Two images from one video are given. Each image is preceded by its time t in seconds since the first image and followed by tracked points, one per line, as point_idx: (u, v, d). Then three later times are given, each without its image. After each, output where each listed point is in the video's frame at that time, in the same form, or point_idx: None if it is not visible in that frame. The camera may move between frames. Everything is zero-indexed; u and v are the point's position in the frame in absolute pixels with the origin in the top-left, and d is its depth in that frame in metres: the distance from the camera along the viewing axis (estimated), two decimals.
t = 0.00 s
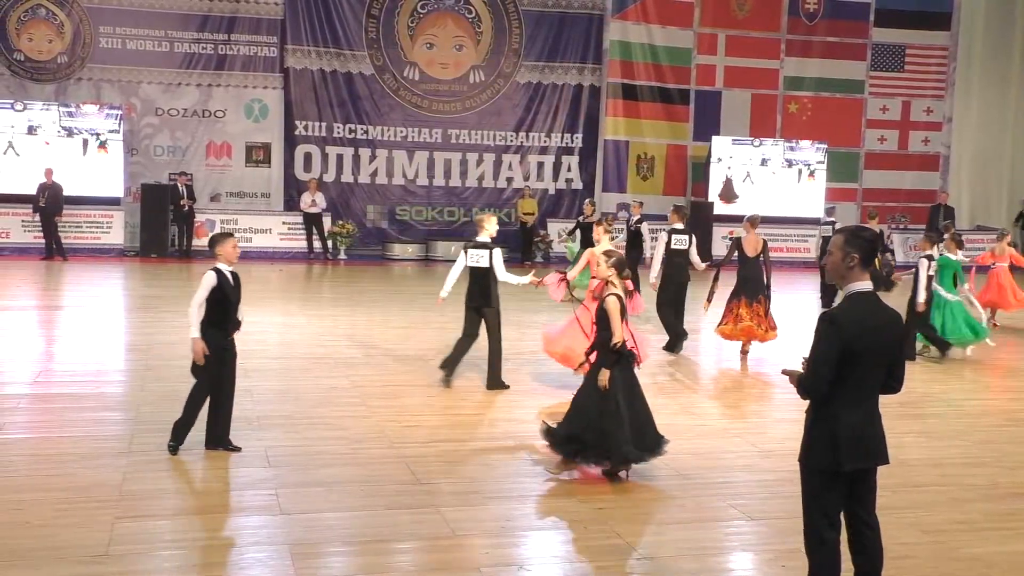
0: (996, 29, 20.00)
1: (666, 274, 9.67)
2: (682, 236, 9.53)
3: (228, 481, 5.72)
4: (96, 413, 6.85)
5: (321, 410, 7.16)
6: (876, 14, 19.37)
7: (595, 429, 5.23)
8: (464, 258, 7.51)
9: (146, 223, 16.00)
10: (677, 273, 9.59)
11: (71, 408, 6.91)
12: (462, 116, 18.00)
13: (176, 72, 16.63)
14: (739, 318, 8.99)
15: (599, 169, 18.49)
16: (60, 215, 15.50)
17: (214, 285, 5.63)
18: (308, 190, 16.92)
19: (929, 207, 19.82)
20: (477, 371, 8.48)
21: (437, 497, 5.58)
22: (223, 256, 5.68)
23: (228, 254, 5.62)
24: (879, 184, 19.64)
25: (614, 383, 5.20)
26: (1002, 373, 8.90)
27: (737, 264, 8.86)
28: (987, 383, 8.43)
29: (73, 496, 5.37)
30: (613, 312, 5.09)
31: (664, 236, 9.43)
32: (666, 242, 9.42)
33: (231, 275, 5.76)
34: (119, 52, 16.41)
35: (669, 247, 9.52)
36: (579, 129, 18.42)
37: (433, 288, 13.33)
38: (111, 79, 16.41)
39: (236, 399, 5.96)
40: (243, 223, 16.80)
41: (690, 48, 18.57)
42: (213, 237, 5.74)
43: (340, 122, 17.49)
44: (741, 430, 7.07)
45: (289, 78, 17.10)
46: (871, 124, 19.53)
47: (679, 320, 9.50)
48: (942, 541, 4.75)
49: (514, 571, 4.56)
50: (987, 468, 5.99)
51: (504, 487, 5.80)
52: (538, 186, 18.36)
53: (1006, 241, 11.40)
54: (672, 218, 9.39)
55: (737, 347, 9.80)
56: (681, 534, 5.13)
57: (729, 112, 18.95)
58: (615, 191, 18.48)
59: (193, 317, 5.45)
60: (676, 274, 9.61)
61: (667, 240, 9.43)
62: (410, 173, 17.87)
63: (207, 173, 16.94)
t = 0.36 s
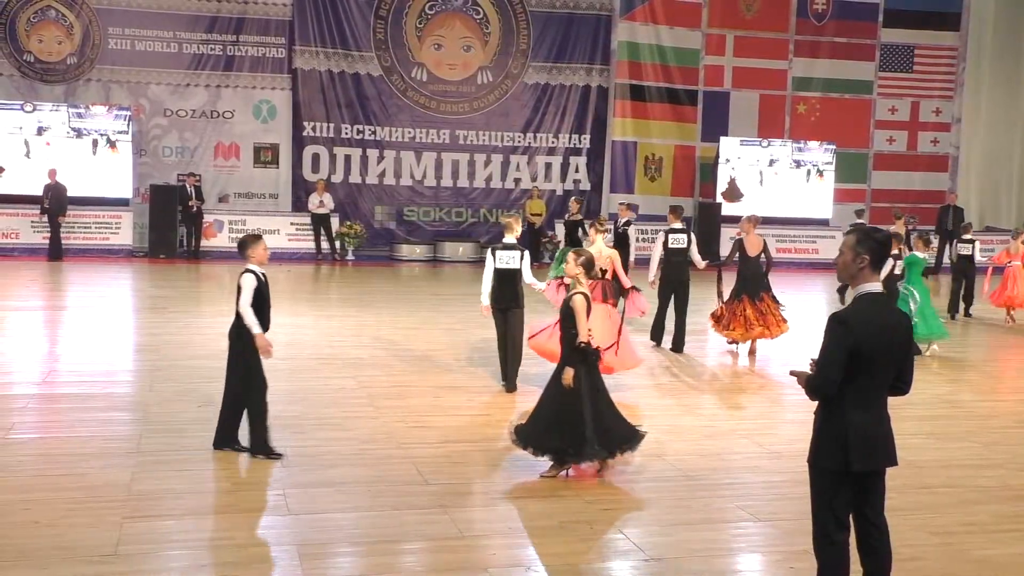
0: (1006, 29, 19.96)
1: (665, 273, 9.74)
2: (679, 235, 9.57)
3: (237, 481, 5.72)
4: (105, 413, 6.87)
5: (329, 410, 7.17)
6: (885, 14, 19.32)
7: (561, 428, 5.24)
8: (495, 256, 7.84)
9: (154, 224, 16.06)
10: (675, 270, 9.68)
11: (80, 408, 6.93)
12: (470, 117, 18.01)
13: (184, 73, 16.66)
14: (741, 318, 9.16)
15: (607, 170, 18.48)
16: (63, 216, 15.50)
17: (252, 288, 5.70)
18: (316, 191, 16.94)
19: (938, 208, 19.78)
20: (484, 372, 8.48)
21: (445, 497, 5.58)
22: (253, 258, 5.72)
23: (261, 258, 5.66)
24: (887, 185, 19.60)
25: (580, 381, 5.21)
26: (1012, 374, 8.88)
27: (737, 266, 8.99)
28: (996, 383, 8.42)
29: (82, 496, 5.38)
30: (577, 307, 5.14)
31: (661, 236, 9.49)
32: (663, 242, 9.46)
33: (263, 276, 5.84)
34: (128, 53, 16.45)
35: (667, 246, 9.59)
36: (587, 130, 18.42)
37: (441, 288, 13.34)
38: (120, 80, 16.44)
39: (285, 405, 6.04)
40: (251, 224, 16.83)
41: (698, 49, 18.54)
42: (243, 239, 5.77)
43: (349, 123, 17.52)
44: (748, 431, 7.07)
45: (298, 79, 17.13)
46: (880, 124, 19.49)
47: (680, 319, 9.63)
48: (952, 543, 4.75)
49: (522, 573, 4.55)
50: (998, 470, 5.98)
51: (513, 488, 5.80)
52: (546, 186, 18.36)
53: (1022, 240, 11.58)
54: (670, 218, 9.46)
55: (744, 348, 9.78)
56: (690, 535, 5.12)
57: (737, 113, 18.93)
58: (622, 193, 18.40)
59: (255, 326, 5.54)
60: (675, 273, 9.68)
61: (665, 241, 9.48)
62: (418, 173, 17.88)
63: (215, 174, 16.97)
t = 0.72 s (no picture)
0: (1017, 29, 19.86)
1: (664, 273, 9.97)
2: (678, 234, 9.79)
3: (245, 482, 5.74)
4: (115, 413, 6.89)
5: (338, 411, 7.18)
6: (895, 14, 19.25)
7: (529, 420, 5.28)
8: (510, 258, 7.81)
9: (164, 224, 16.09)
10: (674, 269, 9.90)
11: (90, 408, 6.96)
12: (479, 117, 18.01)
13: (194, 74, 16.71)
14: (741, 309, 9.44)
15: (616, 171, 18.46)
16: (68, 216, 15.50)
17: (296, 290, 5.75)
18: (325, 191, 16.96)
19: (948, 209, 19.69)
20: (492, 372, 8.48)
21: (452, 498, 5.59)
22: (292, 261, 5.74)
23: (300, 260, 5.66)
24: (899, 186, 19.50)
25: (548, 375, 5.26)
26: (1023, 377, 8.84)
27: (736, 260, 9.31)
28: (1006, 385, 8.38)
29: (91, 496, 5.40)
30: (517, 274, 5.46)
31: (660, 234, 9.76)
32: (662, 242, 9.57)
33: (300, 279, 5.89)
34: (138, 54, 16.50)
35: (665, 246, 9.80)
36: (595, 131, 18.40)
37: (449, 289, 13.34)
38: (130, 81, 16.49)
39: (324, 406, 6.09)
40: (261, 224, 16.87)
41: (707, 49, 18.52)
42: (279, 243, 5.77)
43: (358, 123, 17.54)
44: (756, 433, 7.05)
45: (307, 80, 17.15)
46: (890, 125, 19.43)
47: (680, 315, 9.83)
48: (961, 545, 4.73)
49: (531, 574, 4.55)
50: (1008, 472, 5.95)
51: (522, 489, 5.80)
52: (555, 187, 18.35)
53: None
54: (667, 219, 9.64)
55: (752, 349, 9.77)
56: (699, 537, 5.11)
57: (747, 113, 18.88)
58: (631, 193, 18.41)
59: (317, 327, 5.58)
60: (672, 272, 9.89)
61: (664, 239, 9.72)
62: (427, 174, 17.90)
63: (224, 175, 17.02)
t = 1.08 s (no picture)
0: None
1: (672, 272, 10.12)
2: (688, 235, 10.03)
3: (261, 481, 5.76)
4: (132, 412, 6.92)
5: (353, 411, 7.20)
6: (912, 14, 19.15)
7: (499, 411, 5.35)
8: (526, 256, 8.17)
9: (180, 225, 16.18)
10: (682, 268, 10.07)
11: (107, 407, 6.99)
12: (493, 118, 18.03)
13: (210, 75, 16.78)
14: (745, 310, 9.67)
15: (631, 172, 18.44)
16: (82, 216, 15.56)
17: (339, 290, 5.85)
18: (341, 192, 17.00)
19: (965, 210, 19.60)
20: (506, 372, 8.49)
21: (466, 498, 5.59)
22: (333, 261, 5.91)
23: (340, 259, 5.89)
24: (915, 187, 19.43)
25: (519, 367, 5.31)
26: None
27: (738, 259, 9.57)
28: None
29: (108, 495, 5.43)
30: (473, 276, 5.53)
31: (670, 233, 9.97)
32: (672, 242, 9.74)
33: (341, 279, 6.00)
34: (154, 55, 16.57)
35: (675, 246, 9.97)
36: (610, 132, 18.38)
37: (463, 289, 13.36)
38: (146, 82, 16.57)
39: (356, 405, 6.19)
40: (276, 224, 16.94)
41: (723, 50, 18.48)
42: (321, 245, 5.87)
43: (373, 124, 17.57)
44: (771, 434, 7.03)
45: (322, 80, 17.19)
46: (907, 125, 19.34)
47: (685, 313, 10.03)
48: (980, 548, 4.70)
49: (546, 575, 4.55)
50: None
51: (537, 489, 5.80)
52: (570, 187, 18.35)
53: None
54: (678, 219, 9.83)
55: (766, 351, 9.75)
56: (714, 539, 5.09)
57: (763, 114, 18.82)
58: (646, 194, 18.40)
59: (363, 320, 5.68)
60: (681, 271, 10.11)
61: (674, 239, 9.91)
62: (441, 174, 17.92)
63: (240, 176, 17.09)
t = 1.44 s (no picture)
0: None
1: (688, 271, 10.20)
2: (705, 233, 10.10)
3: (283, 481, 5.78)
4: (154, 412, 6.96)
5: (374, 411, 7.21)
6: (937, 14, 19.01)
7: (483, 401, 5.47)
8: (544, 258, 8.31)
9: (203, 226, 16.31)
10: (697, 267, 10.15)
11: (129, 406, 7.03)
12: (515, 119, 18.04)
13: (233, 76, 16.88)
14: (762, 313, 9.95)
15: (652, 173, 18.42)
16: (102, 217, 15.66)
17: (387, 288, 5.94)
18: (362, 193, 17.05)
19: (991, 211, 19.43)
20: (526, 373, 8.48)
21: (488, 499, 5.60)
22: (379, 261, 6.00)
23: (386, 259, 5.99)
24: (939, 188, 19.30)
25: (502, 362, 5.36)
26: None
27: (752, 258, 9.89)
28: None
29: (131, 494, 5.46)
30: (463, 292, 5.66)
31: (689, 232, 10.03)
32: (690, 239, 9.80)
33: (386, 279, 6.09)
34: (178, 57, 16.68)
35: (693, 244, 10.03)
36: (632, 132, 18.36)
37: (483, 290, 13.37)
38: (170, 83, 16.68)
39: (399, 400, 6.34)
40: (298, 225, 17.03)
41: (745, 50, 18.41)
42: (366, 246, 5.96)
43: (394, 125, 17.62)
44: (794, 436, 7.00)
45: (344, 82, 17.26)
46: (931, 126, 19.20)
47: (700, 312, 10.17)
48: (1005, 552, 4.66)
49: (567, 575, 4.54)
50: None
51: (558, 490, 5.79)
52: (591, 188, 18.33)
53: None
54: (696, 218, 9.82)
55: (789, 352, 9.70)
56: (735, 541, 5.07)
57: (785, 114, 18.74)
58: (668, 195, 18.38)
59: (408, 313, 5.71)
60: (696, 271, 10.17)
61: (691, 237, 9.98)
62: (462, 176, 17.96)
63: (262, 177, 17.17)
